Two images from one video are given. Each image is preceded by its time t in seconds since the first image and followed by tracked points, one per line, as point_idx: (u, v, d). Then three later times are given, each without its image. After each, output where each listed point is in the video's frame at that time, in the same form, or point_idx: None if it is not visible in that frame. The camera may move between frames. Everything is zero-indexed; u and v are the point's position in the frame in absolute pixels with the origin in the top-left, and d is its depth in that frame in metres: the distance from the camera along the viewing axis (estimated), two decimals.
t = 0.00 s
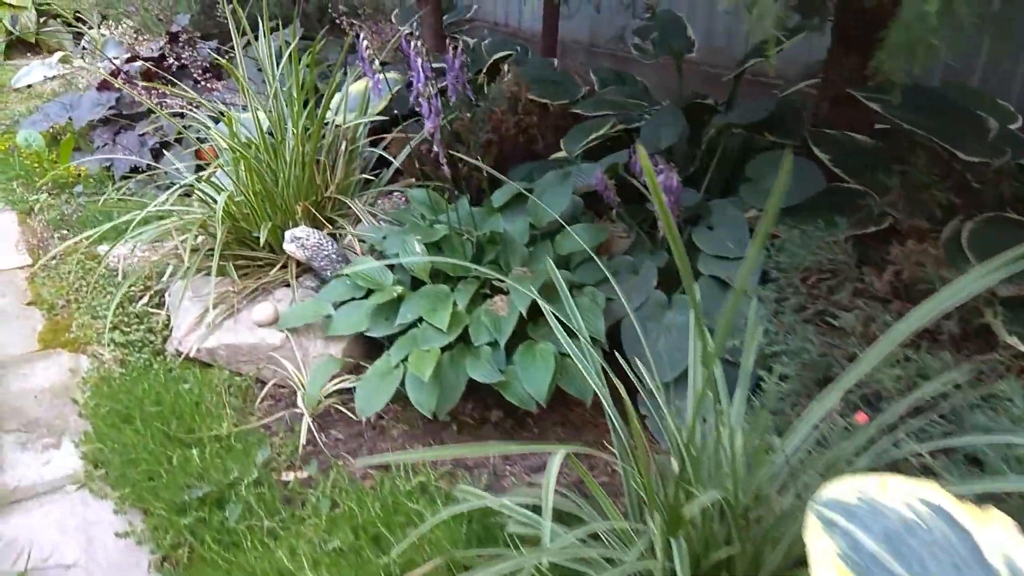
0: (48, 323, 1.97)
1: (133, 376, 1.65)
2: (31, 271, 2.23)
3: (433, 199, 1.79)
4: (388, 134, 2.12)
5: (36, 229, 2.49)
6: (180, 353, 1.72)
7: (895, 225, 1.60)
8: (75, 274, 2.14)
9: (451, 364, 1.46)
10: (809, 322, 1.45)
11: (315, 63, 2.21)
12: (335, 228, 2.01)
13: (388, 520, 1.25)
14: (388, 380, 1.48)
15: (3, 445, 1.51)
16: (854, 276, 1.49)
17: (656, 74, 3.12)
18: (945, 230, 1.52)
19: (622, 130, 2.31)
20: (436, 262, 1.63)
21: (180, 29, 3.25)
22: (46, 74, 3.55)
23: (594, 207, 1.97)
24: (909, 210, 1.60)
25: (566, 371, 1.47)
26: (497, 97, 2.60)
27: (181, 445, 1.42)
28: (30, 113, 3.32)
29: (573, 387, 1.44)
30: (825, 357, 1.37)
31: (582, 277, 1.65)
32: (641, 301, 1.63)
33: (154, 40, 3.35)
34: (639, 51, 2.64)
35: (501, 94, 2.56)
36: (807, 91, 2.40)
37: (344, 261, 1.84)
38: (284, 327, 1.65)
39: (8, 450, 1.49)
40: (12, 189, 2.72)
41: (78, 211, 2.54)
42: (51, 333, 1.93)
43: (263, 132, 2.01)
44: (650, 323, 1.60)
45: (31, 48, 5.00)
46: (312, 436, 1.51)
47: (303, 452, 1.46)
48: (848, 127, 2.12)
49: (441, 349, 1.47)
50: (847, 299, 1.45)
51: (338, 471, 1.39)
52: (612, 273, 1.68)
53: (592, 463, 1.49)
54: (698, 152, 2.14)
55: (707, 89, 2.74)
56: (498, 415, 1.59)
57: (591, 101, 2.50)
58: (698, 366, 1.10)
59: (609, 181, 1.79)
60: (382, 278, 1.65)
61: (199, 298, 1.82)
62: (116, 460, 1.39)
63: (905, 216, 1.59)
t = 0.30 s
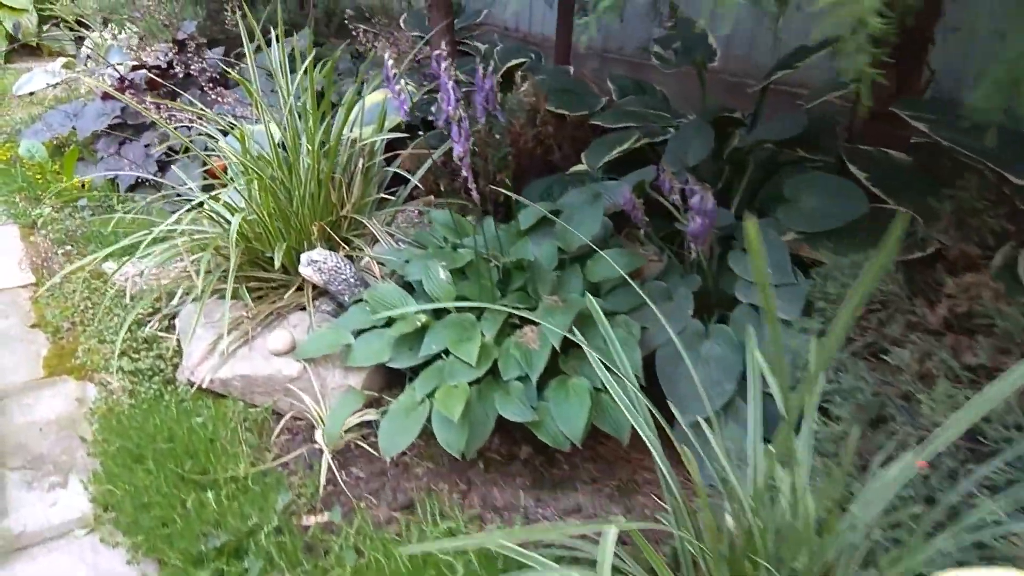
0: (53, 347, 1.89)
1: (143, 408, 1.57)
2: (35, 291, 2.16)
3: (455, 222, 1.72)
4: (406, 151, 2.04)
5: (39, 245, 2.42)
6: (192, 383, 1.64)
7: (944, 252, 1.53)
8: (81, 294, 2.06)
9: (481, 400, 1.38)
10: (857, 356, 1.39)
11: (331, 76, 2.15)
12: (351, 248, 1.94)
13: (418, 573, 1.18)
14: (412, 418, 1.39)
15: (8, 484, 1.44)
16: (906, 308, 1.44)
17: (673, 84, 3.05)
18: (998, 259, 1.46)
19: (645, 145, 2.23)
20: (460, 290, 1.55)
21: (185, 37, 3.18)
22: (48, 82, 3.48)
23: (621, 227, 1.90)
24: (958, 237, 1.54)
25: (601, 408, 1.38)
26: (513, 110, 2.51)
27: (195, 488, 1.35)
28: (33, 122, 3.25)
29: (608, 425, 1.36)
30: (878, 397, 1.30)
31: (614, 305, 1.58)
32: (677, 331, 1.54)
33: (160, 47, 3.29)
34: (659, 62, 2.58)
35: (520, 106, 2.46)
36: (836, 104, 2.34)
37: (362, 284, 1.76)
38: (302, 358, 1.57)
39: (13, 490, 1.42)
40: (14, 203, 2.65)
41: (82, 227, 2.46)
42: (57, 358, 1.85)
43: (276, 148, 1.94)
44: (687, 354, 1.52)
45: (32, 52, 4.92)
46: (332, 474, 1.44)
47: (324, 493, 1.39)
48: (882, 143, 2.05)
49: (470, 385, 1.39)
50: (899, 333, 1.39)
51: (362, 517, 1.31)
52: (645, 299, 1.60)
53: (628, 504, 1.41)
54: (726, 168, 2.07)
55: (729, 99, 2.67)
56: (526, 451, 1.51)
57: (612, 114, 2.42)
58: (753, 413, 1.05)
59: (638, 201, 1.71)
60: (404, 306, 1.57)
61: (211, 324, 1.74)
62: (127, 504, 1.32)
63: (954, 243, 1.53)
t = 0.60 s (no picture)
0: (63, 371, 1.83)
1: (161, 440, 1.51)
2: (44, 310, 2.09)
3: (484, 243, 1.65)
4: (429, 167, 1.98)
5: (47, 262, 2.35)
6: (212, 412, 1.58)
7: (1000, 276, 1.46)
8: (92, 314, 2.00)
9: (519, 437, 1.31)
10: (913, 388, 1.32)
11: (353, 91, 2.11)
12: (373, 267, 1.87)
13: None
14: (445, 454, 1.32)
15: (20, 522, 1.37)
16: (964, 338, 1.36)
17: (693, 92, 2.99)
18: None
19: (674, 159, 2.16)
20: (491, 315, 1.48)
21: (195, 46, 3.12)
22: (55, 90, 3.42)
23: (653, 245, 1.83)
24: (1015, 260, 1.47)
25: (643, 443, 1.30)
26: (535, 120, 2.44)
27: (218, 529, 1.28)
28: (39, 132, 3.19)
29: (651, 462, 1.28)
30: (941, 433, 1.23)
31: (652, 331, 1.51)
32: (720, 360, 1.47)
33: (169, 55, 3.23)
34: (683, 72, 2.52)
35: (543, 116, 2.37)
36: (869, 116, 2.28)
37: (387, 307, 1.69)
38: (326, 387, 1.51)
39: (25, 529, 1.36)
40: (21, 217, 2.58)
41: (92, 243, 2.40)
42: (68, 383, 1.78)
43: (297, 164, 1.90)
44: (730, 384, 1.44)
45: (36, 58, 4.85)
46: (360, 511, 1.37)
47: (353, 533, 1.32)
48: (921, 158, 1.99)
49: (506, 420, 1.32)
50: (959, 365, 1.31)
51: (394, 561, 1.24)
52: (684, 325, 1.53)
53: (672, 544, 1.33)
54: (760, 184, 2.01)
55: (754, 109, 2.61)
56: (563, 486, 1.43)
57: (636, 125, 2.34)
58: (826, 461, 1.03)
59: (672, 220, 1.64)
60: (433, 333, 1.50)
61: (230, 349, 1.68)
62: (147, 547, 1.25)
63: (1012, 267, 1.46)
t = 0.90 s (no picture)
0: (77, 396, 1.76)
1: (183, 474, 1.44)
2: (56, 330, 2.02)
3: (517, 265, 1.59)
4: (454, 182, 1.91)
5: (57, 277, 2.29)
6: (235, 442, 1.51)
7: None
8: (105, 334, 1.93)
9: (563, 474, 1.24)
10: (978, 424, 1.24)
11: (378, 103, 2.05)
12: (399, 287, 1.80)
13: None
14: (484, 493, 1.24)
15: (36, 564, 1.31)
16: None
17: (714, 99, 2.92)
18: None
19: (705, 174, 2.08)
20: (528, 342, 1.41)
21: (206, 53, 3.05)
22: (62, 97, 3.36)
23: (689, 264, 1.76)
24: None
25: (694, 482, 1.23)
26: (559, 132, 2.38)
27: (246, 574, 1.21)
28: (46, 141, 3.13)
29: (703, 502, 1.21)
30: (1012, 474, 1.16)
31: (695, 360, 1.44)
32: (769, 391, 1.40)
33: (177, 61, 3.16)
34: (709, 81, 2.45)
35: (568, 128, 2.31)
36: (903, 128, 2.22)
37: (415, 331, 1.63)
38: (355, 418, 1.43)
39: (42, 571, 1.29)
40: (30, 230, 2.52)
41: (103, 258, 2.33)
42: (82, 409, 1.72)
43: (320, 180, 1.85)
44: (780, 416, 1.37)
45: (42, 63, 4.80)
46: (394, 551, 1.30)
47: None
48: (964, 174, 1.93)
49: (550, 458, 1.25)
50: None
51: None
52: (728, 354, 1.46)
53: None
54: (795, 199, 1.96)
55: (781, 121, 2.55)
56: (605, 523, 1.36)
57: (662, 136, 2.28)
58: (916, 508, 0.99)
59: (712, 241, 1.57)
60: (467, 361, 1.43)
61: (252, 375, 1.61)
62: None
63: None
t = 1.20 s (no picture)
0: (92, 415, 1.70)
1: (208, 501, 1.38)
2: (68, 344, 1.96)
3: (554, 279, 1.52)
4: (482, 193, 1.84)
5: (68, 289, 2.22)
6: (261, 466, 1.45)
7: None
8: (119, 349, 1.87)
9: (613, 504, 1.18)
10: None
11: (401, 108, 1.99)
12: (426, 301, 1.74)
13: None
14: (530, 524, 1.18)
15: None
16: None
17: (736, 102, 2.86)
18: None
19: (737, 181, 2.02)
20: (570, 362, 1.34)
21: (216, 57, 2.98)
22: (67, 101, 3.29)
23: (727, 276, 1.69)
24: None
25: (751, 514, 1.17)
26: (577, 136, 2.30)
27: None
28: (52, 146, 3.06)
29: (762, 535, 1.15)
30: None
31: (742, 379, 1.38)
32: (822, 413, 1.34)
33: (186, 64, 3.09)
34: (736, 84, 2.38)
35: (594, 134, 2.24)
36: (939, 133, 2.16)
37: (446, 347, 1.56)
38: (386, 441, 1.37)
39: None
40: (38, 240, 2.45)
41: (115, 269, 2.27)
42: (98, 429, 1.65)
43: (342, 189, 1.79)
44: (836, 439, 1.31)
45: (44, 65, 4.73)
46: None
47: None
48: (1009, 182, 1.86)
49: (600, 488, 1.18)
50: None
51: None
52: (777, 373, 1.39)
53: None
54: (834, 207, 1.90)
55: (809, 126, 2.49)
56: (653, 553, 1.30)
57: (690, 141, 2.21)
58: None
59: (753, 252, 1.49)
60: (506, 382, 1.36)
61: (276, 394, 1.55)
62: None
63: None
